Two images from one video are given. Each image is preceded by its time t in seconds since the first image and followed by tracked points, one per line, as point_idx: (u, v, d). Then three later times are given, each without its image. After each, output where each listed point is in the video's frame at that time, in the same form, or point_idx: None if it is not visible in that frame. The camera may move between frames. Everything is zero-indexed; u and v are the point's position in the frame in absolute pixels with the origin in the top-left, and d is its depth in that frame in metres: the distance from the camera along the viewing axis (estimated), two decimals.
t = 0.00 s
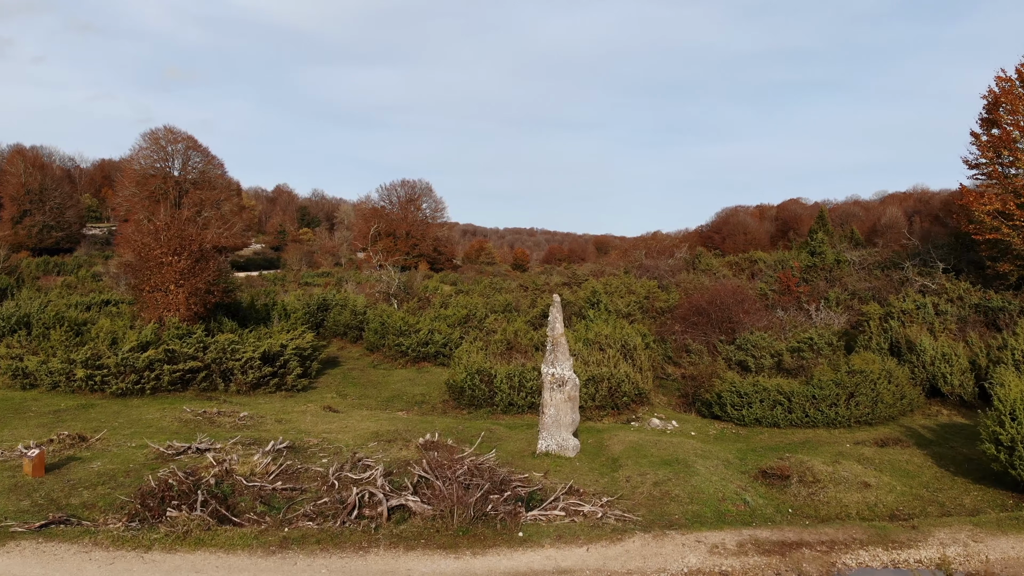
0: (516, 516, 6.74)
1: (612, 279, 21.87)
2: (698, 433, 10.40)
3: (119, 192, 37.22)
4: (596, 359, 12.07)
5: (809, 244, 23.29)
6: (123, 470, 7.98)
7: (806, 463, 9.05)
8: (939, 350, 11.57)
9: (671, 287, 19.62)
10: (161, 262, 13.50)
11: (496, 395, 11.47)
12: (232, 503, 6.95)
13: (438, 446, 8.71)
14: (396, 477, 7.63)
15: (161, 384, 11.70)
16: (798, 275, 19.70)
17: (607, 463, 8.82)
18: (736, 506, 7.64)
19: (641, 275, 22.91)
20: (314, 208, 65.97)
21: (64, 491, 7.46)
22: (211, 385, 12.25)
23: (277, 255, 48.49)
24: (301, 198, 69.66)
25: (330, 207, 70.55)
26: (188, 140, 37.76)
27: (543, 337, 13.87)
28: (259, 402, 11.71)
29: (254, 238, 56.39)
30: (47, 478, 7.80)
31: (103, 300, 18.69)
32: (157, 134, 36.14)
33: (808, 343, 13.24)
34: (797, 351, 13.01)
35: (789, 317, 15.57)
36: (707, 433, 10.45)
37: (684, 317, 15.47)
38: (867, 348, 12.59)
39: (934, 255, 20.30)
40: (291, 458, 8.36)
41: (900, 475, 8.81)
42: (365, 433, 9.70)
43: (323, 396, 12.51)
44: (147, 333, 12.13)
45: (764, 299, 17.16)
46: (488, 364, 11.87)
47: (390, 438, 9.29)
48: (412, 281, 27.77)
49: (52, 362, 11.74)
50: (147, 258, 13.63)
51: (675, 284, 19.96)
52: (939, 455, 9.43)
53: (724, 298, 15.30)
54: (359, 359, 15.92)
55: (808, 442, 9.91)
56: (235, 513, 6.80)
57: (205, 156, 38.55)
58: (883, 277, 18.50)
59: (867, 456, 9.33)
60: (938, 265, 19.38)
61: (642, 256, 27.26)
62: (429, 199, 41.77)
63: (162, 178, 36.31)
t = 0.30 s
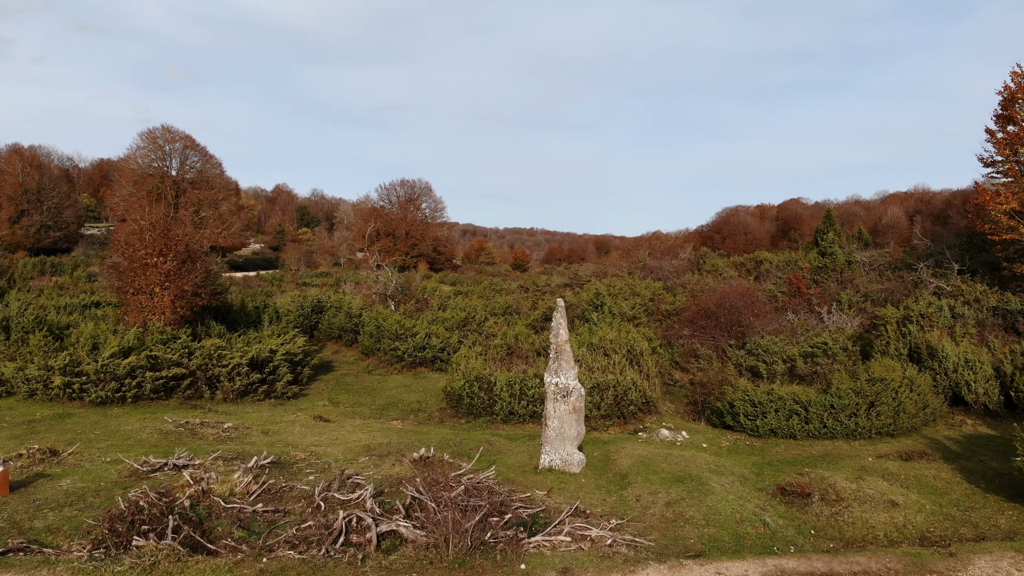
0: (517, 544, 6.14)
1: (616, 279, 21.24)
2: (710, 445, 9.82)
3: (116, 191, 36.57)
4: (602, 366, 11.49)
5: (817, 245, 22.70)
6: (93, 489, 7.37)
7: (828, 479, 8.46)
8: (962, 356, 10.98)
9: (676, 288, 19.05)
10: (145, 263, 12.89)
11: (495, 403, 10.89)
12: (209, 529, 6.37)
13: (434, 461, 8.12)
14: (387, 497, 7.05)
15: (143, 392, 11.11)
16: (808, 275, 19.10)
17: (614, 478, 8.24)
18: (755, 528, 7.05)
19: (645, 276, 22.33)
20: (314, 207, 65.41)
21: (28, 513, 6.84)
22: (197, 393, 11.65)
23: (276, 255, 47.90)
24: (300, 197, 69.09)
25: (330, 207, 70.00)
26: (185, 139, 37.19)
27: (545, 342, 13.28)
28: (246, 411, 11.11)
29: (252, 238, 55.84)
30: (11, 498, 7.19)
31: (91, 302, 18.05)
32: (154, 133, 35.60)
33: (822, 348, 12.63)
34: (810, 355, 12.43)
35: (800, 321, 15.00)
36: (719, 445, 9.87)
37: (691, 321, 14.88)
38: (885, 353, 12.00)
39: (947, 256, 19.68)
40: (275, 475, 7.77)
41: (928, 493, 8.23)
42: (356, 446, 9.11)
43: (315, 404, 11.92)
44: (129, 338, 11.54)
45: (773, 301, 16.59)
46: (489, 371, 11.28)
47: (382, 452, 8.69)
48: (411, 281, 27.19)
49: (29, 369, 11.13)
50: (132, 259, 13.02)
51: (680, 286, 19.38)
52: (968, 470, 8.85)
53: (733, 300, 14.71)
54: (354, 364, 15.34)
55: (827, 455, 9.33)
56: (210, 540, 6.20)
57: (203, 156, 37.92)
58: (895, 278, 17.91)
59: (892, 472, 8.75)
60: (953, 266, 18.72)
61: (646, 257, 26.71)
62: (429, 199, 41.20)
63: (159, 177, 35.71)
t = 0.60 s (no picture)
0: None
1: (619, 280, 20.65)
2: (723, 458, 9.24)
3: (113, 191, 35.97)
4: (607, 373, 10.90)
5: (825, 245, 22.12)
6: (58, 510, 6.77)
7: (853, 497, 7.87)
8: (987, 363, 10.38)
9: (682, 290, 18.49)
10: (128, 265, 12.29)
11: (496, 413, 10.30)
12: (179, 558, 5.78)
13: (429, 479, 7.53)
14: (376, 520, 6.46)
15: (123, 401, 10.53)
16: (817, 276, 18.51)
17: (624, 497, 7.66)
18: (778, 554, 6.46)
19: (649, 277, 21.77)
20: (313, 207, 64.95)
21: None
22: (181, 402, 11.07)
23: (274, 255, 47.30)
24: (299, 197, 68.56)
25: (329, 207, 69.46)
26: (183, 139, 36.61)
27: (547, 346, 12.69)
28: (232, 420, 10.53)
29: (251, 238, 55.24)
30: None
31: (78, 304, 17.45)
32: (152, 132, 35.04)
33: (838, 353, 12.03)
34: (825, 361, 11.84)
35: (812, 324, 14.41)
36: (734, 459, 9.29)
37: (700, 325, 14.30)
38: (905, 360, 11.42)
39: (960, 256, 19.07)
40: (256, 494, 7.17)
41: (960, 512, 7.63)
42: (347, 460, 8.52)
43: (306, 412, 11.34)
44: (109, 344, 10.95)
45: (783, 303, 16.02)
46: (489, 378, 10.70)
47: (374, 468, 8.10)
48: (410, 281, 26.63)
49: (4, 377, 10.53)
50: (114, 261, 12.44)
51: (686, 288, 18.82)
52: (1001, 486, 8.24)
53: (743, 302, 14.13)
54: (348, 369, 14.75)
55: (850, 469, 8.75)
56: (180, 571, 5.62)
57: (201, 155, 37.34)
58: (908, 280, 17.30)
59: (919, 489, 8.17)
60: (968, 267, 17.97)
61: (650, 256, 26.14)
62: (428, 199, 40.63)
63: (156, 177, 35.11)
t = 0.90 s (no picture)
0: None
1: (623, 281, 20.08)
2: (739, 473, 8.65)
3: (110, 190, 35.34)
4: (613, 380, 10.30)
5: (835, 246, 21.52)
6: (17, 536, 6.13)
7: (882, 518, 7.26)
8: (1017, 370, 9.77)
9: (688, 292, 17.92)
10: (110, 266, 11.67)
11: (496, 423, 9.71)
12: None
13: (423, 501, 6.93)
14: (365, 549, 5.84)
15: (101, 411, 9.94)
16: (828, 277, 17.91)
17: (635, 519, 7.06)
18: None
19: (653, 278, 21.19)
20: (313, 207, 64.41)
21: None
22: (163, 411, 10.49)
23: (273, 255, 46.68)
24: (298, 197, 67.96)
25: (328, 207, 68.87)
26: (181, 138, 36.00)
27: (551, 352, 12.08)
28: (216, 431, 9.93)
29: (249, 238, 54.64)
30: None
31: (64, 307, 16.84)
32: (149, 131, 34.42)
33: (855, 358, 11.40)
34: (842, 367, 11.23)
35: (826, 328, 13.81)
36: (750, 474, 8.71)
37: (709, 329, 13.71)
38: (927, 367, 10.83)
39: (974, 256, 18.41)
40: (235, 518, 6.57)
41: (998, 534, 6.96)
42: (335, 476, 7.92)
43: (296, 422, 10.75)
44: (87, 350, 10.34)
45: (795, 306, 15.42)
46: (488, 386, 10.09)
47: (364, 486, 7.50)
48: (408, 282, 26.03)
49: None
50: (95, 262, 11.81)
51: (692, 289, 18.23)
52: None
53: (754, 305, 13.53)
54: (341, 375, 14.16)
55: (875, 486, 8.18)
56: None
57: (198, 154, 36.74)
58: (924, 282, 16.68)
59: (952, 508, 7.55)
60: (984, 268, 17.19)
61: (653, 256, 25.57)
62: (428, 198, 40.06)
63: (153, 177, 34.48)
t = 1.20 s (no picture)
0: None
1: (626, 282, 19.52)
2: (756, 490, 8.08)
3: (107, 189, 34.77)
4: (620, 389, 9.74)
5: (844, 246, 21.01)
6: None
7: (915, 544, 6.56)
8: None
9: (696, 294, 17.39)
10: (90, 268, 11.08)
11: (495, 435, 9.13)
12: None
13: (415, 526, 6.34)
14: None
15: (76, 421, 9.37)
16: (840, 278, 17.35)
17: (648, 544, 6.47)
18: None
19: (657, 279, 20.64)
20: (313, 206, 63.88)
21: None
22: (143, 421, 9.91)
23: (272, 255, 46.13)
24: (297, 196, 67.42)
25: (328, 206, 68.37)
26: (179, 137, 35.38)
27: (554, 357, 11.51)
28: (199, 443, 9.35)
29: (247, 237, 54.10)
30: None
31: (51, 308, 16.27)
32: (146, 130, 33.75)
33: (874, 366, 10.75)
34: (860, 374, 10.62)
35: (841, 331, 13.25)
36: (769, 491, 8.14)
37: (719, 333, 13.14)
38: (951, 374, 10.25)
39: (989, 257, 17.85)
40: (209, 546, 5.96)
41: None
42: (322, 494, 7.34)
43: (285, 432, 10.18)
44: (62, 356, 9.74)
45: (807, 308, 14.87)
46: (488, 395, 9.51)
47: (353, 507, 6.92)
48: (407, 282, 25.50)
49: None
50: (74, 263, 11.21)
51: (698, 291, 17.69)
52: None
53: (766, 308, 12.96)
54: (335, 381, 13.59)
55: (904, 505, 7.60)
56: None
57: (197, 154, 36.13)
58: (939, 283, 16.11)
59: (991, 529, 6.92)
60: (1000, 270, 16.60)
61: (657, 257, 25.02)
62: (428, 198, 39.55)
63: (151, 176, 33.83)
